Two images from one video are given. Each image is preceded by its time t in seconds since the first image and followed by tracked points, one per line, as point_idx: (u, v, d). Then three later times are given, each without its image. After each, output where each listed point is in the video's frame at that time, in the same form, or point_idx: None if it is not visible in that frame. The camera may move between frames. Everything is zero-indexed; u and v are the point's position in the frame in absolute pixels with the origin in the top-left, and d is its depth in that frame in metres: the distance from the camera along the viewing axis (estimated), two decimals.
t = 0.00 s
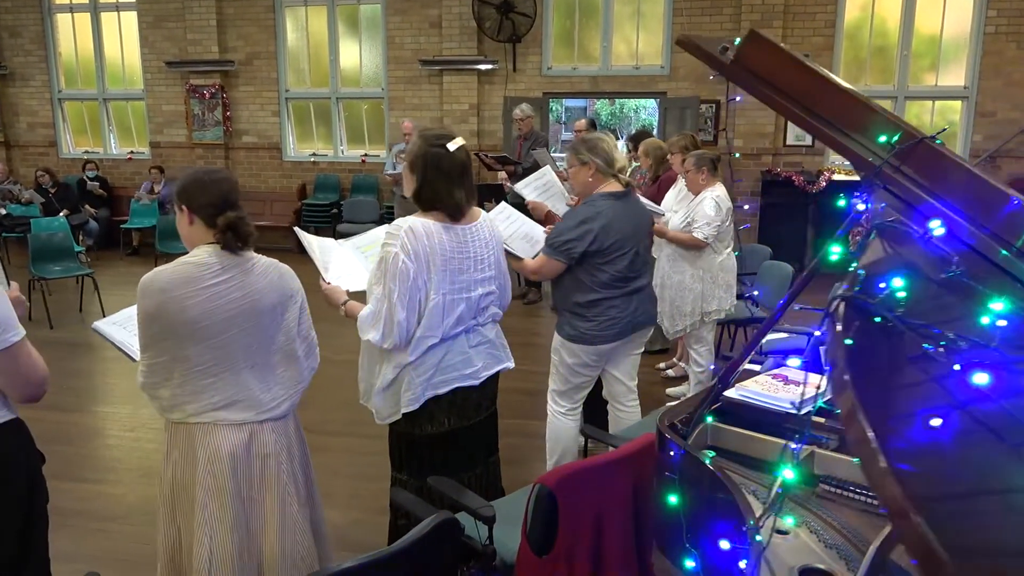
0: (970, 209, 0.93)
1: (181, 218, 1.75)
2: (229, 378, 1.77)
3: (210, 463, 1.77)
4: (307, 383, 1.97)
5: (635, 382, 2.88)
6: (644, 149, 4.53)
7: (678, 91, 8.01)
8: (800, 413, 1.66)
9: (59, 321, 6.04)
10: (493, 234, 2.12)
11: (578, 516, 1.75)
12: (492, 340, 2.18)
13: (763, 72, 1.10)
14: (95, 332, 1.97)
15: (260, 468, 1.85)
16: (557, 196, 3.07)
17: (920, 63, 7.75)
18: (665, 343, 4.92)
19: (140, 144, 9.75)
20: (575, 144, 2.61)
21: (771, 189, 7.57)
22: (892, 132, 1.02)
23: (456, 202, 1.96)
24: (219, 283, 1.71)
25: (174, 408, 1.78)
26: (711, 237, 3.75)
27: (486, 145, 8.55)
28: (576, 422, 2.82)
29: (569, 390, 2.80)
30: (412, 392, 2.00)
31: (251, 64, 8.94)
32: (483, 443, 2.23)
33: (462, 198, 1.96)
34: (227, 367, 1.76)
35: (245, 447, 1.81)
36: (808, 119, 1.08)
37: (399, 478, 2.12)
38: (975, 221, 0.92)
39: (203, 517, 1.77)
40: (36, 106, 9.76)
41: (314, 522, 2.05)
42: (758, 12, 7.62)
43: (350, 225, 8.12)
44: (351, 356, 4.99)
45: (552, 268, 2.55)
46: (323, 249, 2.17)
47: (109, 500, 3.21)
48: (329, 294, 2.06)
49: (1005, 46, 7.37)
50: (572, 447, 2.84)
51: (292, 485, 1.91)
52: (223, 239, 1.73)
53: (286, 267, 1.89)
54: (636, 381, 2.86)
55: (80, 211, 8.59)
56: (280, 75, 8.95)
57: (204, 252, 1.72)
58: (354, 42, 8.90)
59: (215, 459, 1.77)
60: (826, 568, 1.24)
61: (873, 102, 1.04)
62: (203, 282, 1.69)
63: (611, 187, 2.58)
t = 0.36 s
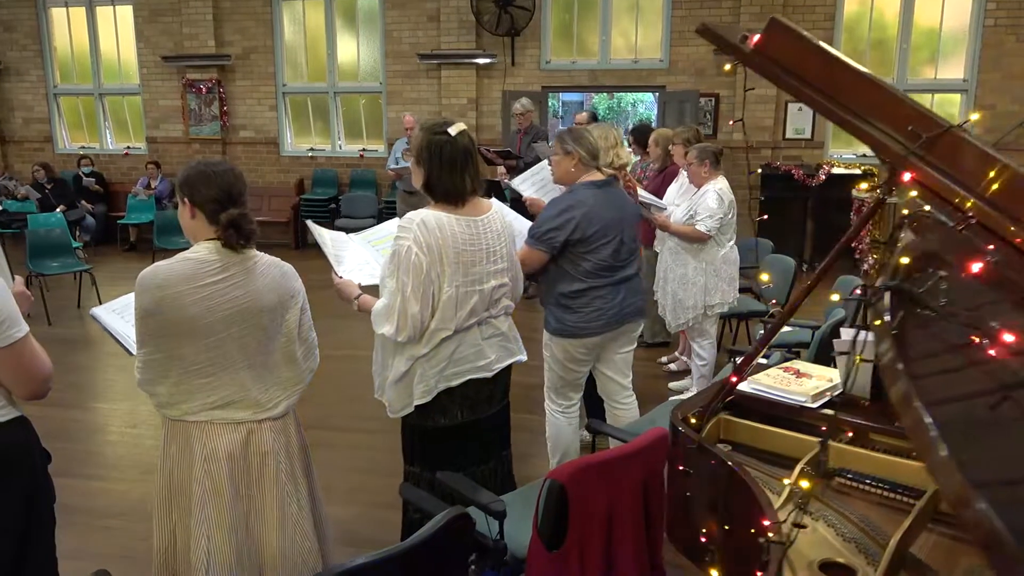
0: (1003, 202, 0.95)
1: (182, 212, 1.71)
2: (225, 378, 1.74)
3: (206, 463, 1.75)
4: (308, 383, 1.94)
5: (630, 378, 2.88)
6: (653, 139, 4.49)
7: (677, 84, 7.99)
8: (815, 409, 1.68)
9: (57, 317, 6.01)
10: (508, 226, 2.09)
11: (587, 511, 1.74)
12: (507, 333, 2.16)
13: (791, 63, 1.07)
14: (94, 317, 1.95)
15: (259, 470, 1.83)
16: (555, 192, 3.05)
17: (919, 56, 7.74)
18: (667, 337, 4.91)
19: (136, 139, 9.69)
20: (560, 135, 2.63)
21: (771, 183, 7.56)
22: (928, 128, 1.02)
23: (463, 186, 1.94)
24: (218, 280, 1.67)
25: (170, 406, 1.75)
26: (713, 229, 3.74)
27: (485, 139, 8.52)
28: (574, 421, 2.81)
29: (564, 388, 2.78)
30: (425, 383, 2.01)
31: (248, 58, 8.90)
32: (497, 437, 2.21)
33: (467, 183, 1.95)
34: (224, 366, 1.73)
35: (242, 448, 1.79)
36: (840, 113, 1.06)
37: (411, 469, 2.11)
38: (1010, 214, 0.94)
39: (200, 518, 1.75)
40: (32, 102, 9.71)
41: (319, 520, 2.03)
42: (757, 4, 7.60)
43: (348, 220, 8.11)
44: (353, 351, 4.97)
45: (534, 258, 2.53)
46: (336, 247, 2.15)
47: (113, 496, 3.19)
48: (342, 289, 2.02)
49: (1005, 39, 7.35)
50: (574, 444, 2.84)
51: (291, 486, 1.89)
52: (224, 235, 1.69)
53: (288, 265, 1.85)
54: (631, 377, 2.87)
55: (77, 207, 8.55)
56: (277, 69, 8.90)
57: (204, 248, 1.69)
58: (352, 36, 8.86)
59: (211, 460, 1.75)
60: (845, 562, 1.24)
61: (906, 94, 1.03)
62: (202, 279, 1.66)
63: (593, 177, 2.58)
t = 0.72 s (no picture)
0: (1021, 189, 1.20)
1: (179, 213, 1.68)
2: (217, 386, 1.71)
3: (197, 472, 1.73)
4: (305, 392, 1.89)
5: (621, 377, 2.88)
6: (651, 135, 4.49)
7: (671, 80, 7.99)
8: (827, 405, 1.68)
9: (49, 316, 5.95)
10: (518, 222, 2.07)
11: (596, 511, 1.73)
12: (518, 329, 2.15)
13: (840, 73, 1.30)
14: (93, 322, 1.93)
15: (252, 480, 1.80)
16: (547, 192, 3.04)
17: (912, 52, 7.77)
18: (663, 333, 4.90)
19: (126, 137, 9.61)
20: (541, 133, 2.61)
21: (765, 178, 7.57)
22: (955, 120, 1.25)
23: (455, 173, 1.92)
24: (210, 284, 1.64)
25: (162, 414, 1.72)
26: (710, 224, 3.72)
27: (479, 136, 8.49)
28: (570, 418, 2.79)
29: (557, 385, 2.76)
30: (436, 379, 1.99)
31: (239, 55, 8.84)
32: (509, 434, 2.19)
33: (461, 170, 1.92)
34: (217, 372, 1.70)
35: (234, 458, 1.76)
36: (868, 105, 1.30)
37: (422, 466, 2.10)
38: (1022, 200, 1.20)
39: (190, 527, 1.74)
40: (20, 99, 9.62)
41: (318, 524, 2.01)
42: None
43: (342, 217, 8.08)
44: (350, 350, 4.95)
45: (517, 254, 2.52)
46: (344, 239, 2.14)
47: (112, 497, 3.16)
48: (354, 284, 2.00)
49: (997, 34, 7.39)
50: (573, 441, 2.81)
51: (286, 496, 1.86)
52: (218, 237, 1.66)
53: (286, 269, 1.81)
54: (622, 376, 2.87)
55: (67, 205, 8.47)
56: (269, 66, 8.85)
57: (198, 250, 1.66)
58: (344, 33, 8.82)
59: (202, 469, 1.73)
60: (864, 560, 1.26)
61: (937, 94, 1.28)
62: (194, 283, 1.63)
63: (575, 172, 2.57)
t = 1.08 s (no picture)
0: None
1: (162, 212, 1.64)
2: (204, 391, 1.67)
3: (183, 480, 1.69)
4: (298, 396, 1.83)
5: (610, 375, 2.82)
6: (643, 130, 4.50)
7: (658, 76, 7.99)
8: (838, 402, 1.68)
9: (31, 318, 5.85)
10: (520, 213, 2.03)
11: (600, 510, 1.71)
12: (525, 324, 2.11)
13: (842, 56, 1.35)
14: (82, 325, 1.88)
15: (243, 489, 1.74)
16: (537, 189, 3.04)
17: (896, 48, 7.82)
18: (654, 330, 4.90)
19: (107, 135, 9.47)
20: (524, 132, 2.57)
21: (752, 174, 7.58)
22: (965, 103, 1.31)
23: (453, 172, 1.90)
24: (194, 285, 1.60)
25: (151, 419, 1.68)
26: (701, 219, 3.61)
27: (465, 133, 8.43)
28: (563, 418, 2.70)
29: (548, 385, 2.67)
30: (445, 376, 1.96)
31: (222, 52, 8.74)
32: (516, 433, 2.16)
33: (459, 167, 1.89)
34: (205, 376, 1.66)
35: (224, 465, 1.71)
36: (889, 95, 1.34)
37: (429, 466, 2.06)
38: None
39: (178, 537, 1.70)
40: None
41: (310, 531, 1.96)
42: None
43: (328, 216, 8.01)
44: (339, 350, 4.90)
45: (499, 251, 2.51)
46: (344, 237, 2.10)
47: (100, 503, 3.10)
48: (360, 285, 1.97)
49: (980, 29, 7.43)
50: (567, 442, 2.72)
51: (279, 507, 1.79)
52: (202, 236, 1.61)
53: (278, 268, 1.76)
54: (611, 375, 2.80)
55: (48, 205, 8.33)
56: (252, 63, 8.76)
57: (182, 250, 1.62)
58: (328, 30, 8.74)
59: (189, 477, 1.69)
60: (881, 559, 1.24)
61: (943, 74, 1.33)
62: (177, 284, 1.58)
63: (560, 169, 2.53)
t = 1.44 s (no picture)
0: None
1: (162, 213, 1.57)
2: (204, 402, 1.60)
3: (183, 492, 1.64)
4: (300, 409, 1.75)
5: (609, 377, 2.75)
6: (641, 127, 4.44)
7: (652, 74, 7.94)
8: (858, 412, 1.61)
9: (16, 319, 5.73)
10: (537, 214, 2.00)
11: (614, 520, 1.66)
12: (539, 326, 2.10)
13: (854, 30, 1.41)
14: (75, 319, 1.81)
15: (244, 504, 1.67)
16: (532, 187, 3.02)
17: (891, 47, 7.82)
18: (652, 331, 4.85)
19: (95, 132, 9.34)
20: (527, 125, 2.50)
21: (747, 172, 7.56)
22: (1004, 91, 1.35)
23: (468, 171, 1.87)
24: (194, 293, 1.52)
25: (148, 430, 1.62)
26: (701, 220, 3.53)
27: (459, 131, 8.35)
28: (563, 422, 2.65)
29: (547, 388, 2.63)
30: (459, 380, 1.97)
31: (212, 48, 8.62)
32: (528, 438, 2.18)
33: (474, 166, 1.87)
34: (205, 388, 1.59)
35: (224, 478, 1.65)
36: (927, 83, 1.41)
37: (438, 470, 2.11)
38: None
39: (176, 551, 1.65)
40: None
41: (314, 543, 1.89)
42: None
43: (319, 214, 7.93)
44: (333, 351, 4.82)
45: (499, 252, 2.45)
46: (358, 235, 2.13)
47: (90, 510, 3.02)
48: (370, 286, 1.96)
49: (975, 28, 7.44)
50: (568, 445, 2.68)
51: (283, 521, 1.72)
52: (201, 241, 1.52)
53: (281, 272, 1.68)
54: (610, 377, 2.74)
55: (34, 203, 8.20)
56: (243, 59, 8.65)
57: (181, 254, 1.55)
58: (320, 26, 8.64)
59: (188, 490, 1.63)
60: None
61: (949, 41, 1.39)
62: (176, 292, 1.51)
63: (565, 166, 2.47)
